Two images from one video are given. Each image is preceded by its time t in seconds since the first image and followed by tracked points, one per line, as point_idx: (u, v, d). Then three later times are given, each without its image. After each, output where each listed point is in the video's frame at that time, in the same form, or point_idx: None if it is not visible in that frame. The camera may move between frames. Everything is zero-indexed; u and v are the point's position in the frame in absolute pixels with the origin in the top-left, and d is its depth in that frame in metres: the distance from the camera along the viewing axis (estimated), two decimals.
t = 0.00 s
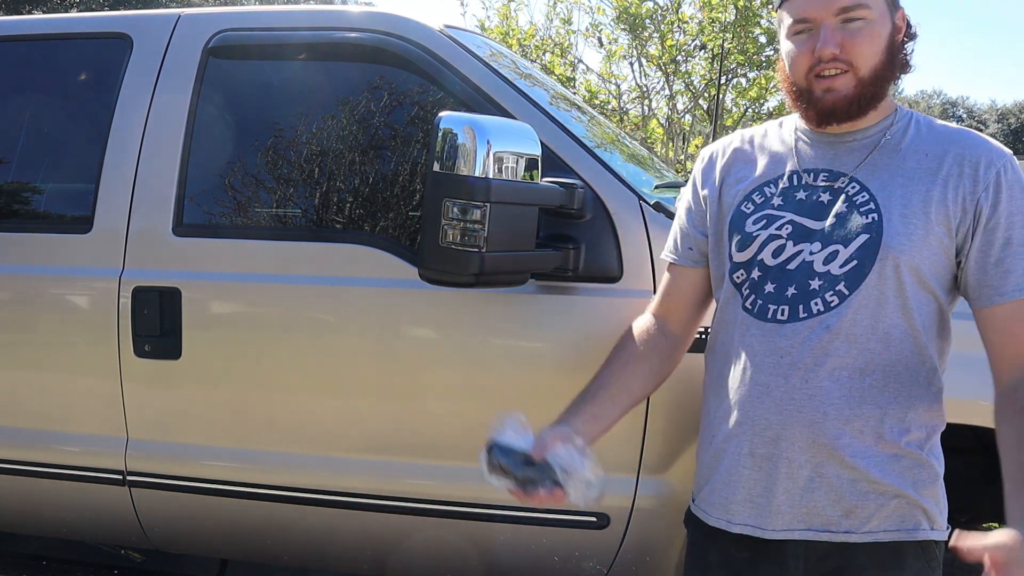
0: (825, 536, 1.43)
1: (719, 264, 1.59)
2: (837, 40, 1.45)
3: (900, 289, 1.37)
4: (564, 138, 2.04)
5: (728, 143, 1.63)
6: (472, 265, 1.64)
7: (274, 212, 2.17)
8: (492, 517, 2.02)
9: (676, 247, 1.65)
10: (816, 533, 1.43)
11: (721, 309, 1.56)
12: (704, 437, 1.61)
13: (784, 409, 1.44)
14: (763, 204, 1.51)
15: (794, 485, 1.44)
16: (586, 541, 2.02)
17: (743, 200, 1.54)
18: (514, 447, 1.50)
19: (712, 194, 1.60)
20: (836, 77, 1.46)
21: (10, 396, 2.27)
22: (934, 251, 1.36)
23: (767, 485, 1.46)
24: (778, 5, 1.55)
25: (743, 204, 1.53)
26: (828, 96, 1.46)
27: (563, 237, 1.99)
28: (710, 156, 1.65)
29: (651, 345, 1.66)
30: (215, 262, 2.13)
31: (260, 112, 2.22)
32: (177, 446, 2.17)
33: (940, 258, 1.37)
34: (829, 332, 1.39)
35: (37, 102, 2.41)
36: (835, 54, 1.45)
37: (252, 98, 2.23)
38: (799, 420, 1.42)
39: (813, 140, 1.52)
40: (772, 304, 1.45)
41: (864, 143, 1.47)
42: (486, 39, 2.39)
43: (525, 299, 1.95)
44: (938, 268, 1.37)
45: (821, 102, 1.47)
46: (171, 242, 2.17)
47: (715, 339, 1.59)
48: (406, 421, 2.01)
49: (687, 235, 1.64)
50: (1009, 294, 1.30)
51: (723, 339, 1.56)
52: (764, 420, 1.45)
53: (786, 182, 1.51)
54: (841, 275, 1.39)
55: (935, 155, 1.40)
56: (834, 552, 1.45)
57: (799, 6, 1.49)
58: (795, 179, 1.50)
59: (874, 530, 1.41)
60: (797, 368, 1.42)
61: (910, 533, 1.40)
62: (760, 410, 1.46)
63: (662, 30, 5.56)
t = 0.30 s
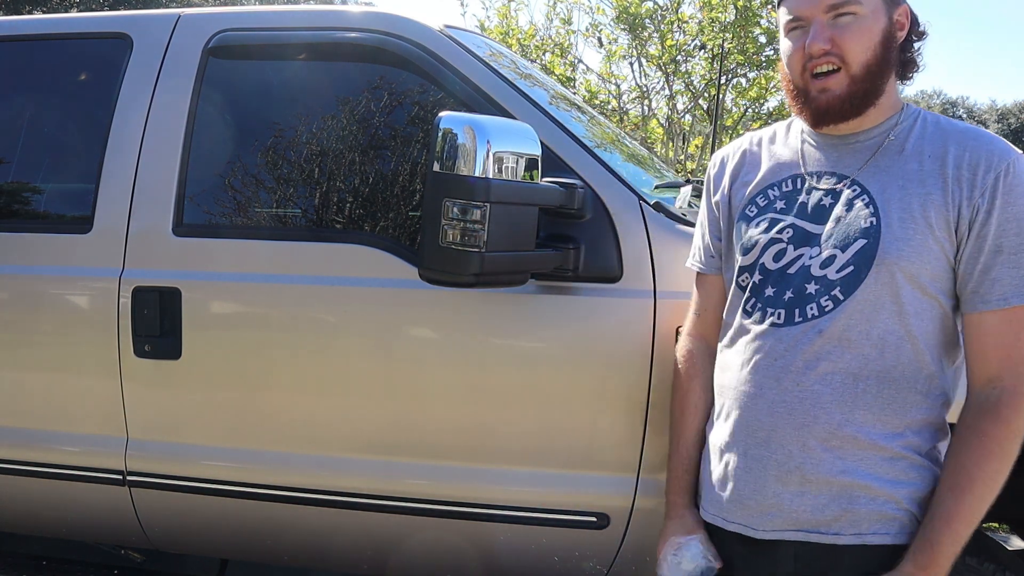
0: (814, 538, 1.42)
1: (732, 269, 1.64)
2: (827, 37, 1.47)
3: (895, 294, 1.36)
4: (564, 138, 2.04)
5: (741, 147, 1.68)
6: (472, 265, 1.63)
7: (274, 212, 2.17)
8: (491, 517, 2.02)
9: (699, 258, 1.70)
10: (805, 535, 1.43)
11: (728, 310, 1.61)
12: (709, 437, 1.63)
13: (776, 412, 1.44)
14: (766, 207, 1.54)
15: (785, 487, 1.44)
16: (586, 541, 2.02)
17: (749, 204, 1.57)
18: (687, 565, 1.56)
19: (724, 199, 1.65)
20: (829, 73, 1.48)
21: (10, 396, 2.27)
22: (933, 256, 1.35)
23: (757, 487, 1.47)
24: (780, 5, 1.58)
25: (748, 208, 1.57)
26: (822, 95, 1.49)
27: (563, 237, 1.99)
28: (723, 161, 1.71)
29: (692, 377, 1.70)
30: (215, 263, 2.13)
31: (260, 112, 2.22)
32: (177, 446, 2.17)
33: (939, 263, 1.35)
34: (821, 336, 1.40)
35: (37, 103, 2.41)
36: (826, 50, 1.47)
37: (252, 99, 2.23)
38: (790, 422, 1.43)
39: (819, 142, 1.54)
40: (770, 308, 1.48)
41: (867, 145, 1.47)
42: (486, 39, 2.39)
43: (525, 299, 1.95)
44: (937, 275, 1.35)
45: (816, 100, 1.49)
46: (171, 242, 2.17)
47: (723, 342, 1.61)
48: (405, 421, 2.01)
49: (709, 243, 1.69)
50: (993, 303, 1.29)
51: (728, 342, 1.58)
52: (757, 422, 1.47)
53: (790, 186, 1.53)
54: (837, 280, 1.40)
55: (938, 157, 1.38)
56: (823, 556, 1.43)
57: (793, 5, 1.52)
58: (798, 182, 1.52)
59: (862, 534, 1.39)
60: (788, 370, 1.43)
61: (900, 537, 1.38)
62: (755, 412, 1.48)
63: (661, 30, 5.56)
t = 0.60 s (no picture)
0: (812, 533, 1.45)
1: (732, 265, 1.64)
2: (817, 36, 1.47)
3: (891, 289, 1.35)
4: (564, 138, 2.04)
5: (744, 146, 1.69)
6: (473, 265, 1.63)
7: (274, 212, 2.17)
8: (492, 517, 2.02)
9: (700, 254, 1.72)
10: (804, 530, 1.45)
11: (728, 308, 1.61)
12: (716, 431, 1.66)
13: (774, 409, 1.46)
14: (766, 206, 1.55)
15: (783, 484, 1.46)
16: (586, 541, 2.02)
17: (749, 202, 1.59)
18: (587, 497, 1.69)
19: (724, 197, 1.66)
20: (820, 71, 1.48)
21: (11, 396, 2.27)
22: (926, 248, 1.33)
23: (755, 483, 1.49)
24: (774, 8, 1.59)
25: (749, 207, 1.58)
26: (814, 91, 1.48)
27: (563, 238, 1.99)
28: (725, 161, 1.72)
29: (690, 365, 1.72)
30: (215, 263, 2.13)
31: (260, 112, 2.22)
32: (177, 446, 2.17)
33: (936, 256, 1.33)
34: (818, 333, 1.40)
35: (37, 103, 2.41)
36: (816, 49, 1.47)
37: (251, 98, 2.23)
38: (788, 419, 1.44)
39: (819, 140, 1.54)
40: (767, 304, 1.48)
41: (863, 140, 1.47)
42: (486, 39, 2.39)
43: (525, 299, 1.95)
44: (936, 267, 1.33)
45: (808, 97, 1.49)
46: (171, 242, 2.17)
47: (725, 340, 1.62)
48: (406, 421, 2.01)
49: (710, 240, 1.71)
50: (1003, 290, 1.25)
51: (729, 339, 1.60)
52: (756, 419, 1.48)
53: (788, 183, 1.53)
54: (831, 276, 1.40)
55: (932, 149, 1.36)
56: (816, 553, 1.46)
57: (785, 7, 1.52)
58: (798, 179, 1.52)
59: (858, 530, 1.41)
60: (786, 368, 1.44)
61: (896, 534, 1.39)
62: (753, 409, 1.49)
63: (661, 30, 5.56)
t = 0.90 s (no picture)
0: (809, 530, 1.44)
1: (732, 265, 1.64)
2: (811, 39, 1.47)
3: (884, 286, 1.35)
4: (564, 138, 2.04)
5: (745, 147, 1.69)
6: (473, 265, 1.64)
7: (274, 212, 2.17)
8: (492, 517, 2.02)
9: (706, 258, 1.72)
10: (801, 526, 1.45)
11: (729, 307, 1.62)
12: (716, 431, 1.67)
13: (771, 407, 1.46)
14: (763, 205, 1.55)
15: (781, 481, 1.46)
16: (586, 541, 2.02)
17: (748, 203, 1.59)
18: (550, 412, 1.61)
19: (723, 198, 1.66)
20: (816, 73, 1.48)
21: (11, 396, 2.27)
22: (915, 247, 1.34)
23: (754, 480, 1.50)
24: (771, 10, 1.59)
25: (747, 207, 1.58)
26: (811, 92, 1.48)
27: (563, 237, 1.99)
28: (725, 165, 1.72)
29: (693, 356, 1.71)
30: (215, 263, 2.13)
31: (260, 112, 2.22)
32: (177, 447, 2.17)
33: (925, 253, 1.34)
34: (812, 331, 1.40)
35: (37, 103, 2.41)
36: (811, 52, 1.47)
37: (251, 98, 2.23)
38: (784, 417, 1.44)
39: (818, 140, 1.53)
40: (764, 303, 1.49)
41: (858, 140, 1.47)
42: (486, 39, 2.39)
43: (525, 299, 1.95)
44: (924, 266, 1.34)
45: (805, 99, 1.49)
46: (171, 241, 2.17)
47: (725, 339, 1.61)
48: (406, 421, 2.01)
49: (711, 243, 1.71)
50: (963, 287, 1.28)
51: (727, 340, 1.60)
52: (752, 418, 1.48)
53: (785, 182, 1.53)
54: (825, 274, 1.40)
55: (922, 148, 1.37)
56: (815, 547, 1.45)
57: (780, 10, 1.53)
58: (794, 179, 1.52)
59: (855, 526, 1.40)
60: (782, 366, 1.44)
61: (893, 531, 1.38)
62: (750, 408, 1.49)
63: (661, 29, 5.56)
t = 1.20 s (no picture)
0: (807, 526, 1.44)
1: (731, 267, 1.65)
2: (799, 45, 1.46)
3: (874, 283, 1.36)
4: (564, 138, 2.04)
5: (741, 151, 1.70)
6: (473, 265, 1.64)
7: (274, 212, 2.17)
8: (492, 517, 2.02)
9: (706, 262, 1.72)
10: (799, 523, 1.45)
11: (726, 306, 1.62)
12: (717, 431, 1.67)
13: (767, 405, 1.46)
14: (758, 207, 1.55)
15: (778, 478, 1.47)
16: (586, 541, 2.02)
17: (744, 205, 1.59)
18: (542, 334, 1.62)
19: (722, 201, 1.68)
20: (804, 78, 1.47)
21: (11, 396, 2.27)
22: (905, 243, 1.34)
23: (752, 478, 1.50)
24: (760, 12, 1.58)
25: (743, 209, 1.59)
26: (799, 97, 1.48)
27: (563, 237, 1.99)
28: (723, 169, 1.72)
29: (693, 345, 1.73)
30: (215, 263, 2.13)
31: (260, 112, 2.22)
32: (177, 447, 2.17)
33: (916, 250, 1.34)
34: (806, 330, 1.40)
35: (37, 103, 2.41)
36: (799, 57, 1.47)
37: (251, 98, 2.23)
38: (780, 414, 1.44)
39: (811, 141, 1.54)
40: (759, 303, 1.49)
41: (850, 139, 1.47)
42: (486, 39, 2.39)
43: (525, 299, 1.95)
44: (915, 262, 1.34)
45: (794, 103, 1.49)
46: (171, 241, 2.17)
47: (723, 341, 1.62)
48: (406, 421, 2.01)
49: (711, 245, 1.72)
50: (948, 278, 1.28)
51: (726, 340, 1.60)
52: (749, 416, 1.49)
53: (779, 183, 1.54)
54: (818, 272, 1.40)
55: (912, 143, 1.37)
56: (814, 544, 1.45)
57: (769, 13, 1.52)
58: (788, 180, 1.52)
59: (852, 523, 1.40)
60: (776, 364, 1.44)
61: (889, 527, 1.38)
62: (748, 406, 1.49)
63: (661, 29, 5.56)
